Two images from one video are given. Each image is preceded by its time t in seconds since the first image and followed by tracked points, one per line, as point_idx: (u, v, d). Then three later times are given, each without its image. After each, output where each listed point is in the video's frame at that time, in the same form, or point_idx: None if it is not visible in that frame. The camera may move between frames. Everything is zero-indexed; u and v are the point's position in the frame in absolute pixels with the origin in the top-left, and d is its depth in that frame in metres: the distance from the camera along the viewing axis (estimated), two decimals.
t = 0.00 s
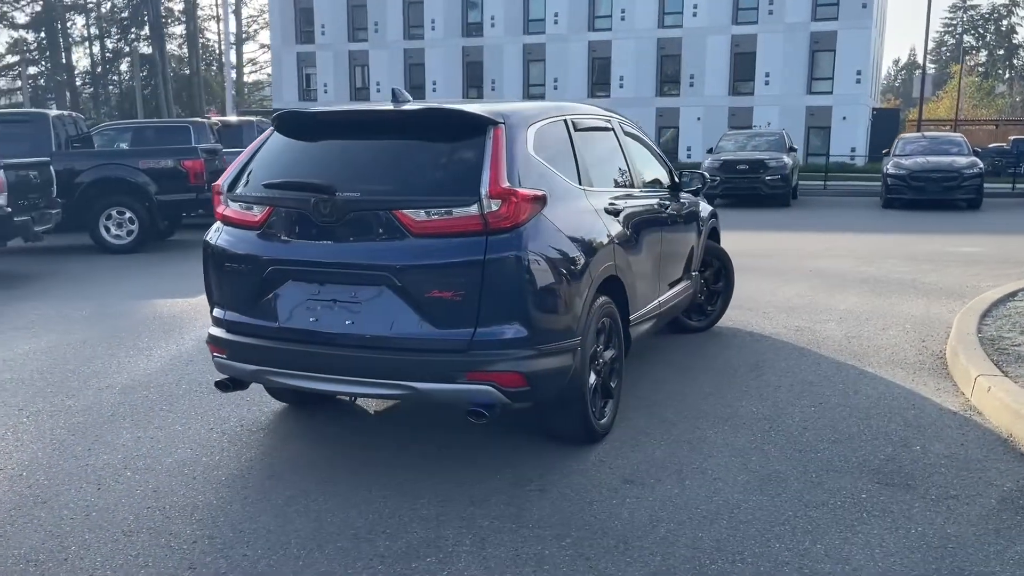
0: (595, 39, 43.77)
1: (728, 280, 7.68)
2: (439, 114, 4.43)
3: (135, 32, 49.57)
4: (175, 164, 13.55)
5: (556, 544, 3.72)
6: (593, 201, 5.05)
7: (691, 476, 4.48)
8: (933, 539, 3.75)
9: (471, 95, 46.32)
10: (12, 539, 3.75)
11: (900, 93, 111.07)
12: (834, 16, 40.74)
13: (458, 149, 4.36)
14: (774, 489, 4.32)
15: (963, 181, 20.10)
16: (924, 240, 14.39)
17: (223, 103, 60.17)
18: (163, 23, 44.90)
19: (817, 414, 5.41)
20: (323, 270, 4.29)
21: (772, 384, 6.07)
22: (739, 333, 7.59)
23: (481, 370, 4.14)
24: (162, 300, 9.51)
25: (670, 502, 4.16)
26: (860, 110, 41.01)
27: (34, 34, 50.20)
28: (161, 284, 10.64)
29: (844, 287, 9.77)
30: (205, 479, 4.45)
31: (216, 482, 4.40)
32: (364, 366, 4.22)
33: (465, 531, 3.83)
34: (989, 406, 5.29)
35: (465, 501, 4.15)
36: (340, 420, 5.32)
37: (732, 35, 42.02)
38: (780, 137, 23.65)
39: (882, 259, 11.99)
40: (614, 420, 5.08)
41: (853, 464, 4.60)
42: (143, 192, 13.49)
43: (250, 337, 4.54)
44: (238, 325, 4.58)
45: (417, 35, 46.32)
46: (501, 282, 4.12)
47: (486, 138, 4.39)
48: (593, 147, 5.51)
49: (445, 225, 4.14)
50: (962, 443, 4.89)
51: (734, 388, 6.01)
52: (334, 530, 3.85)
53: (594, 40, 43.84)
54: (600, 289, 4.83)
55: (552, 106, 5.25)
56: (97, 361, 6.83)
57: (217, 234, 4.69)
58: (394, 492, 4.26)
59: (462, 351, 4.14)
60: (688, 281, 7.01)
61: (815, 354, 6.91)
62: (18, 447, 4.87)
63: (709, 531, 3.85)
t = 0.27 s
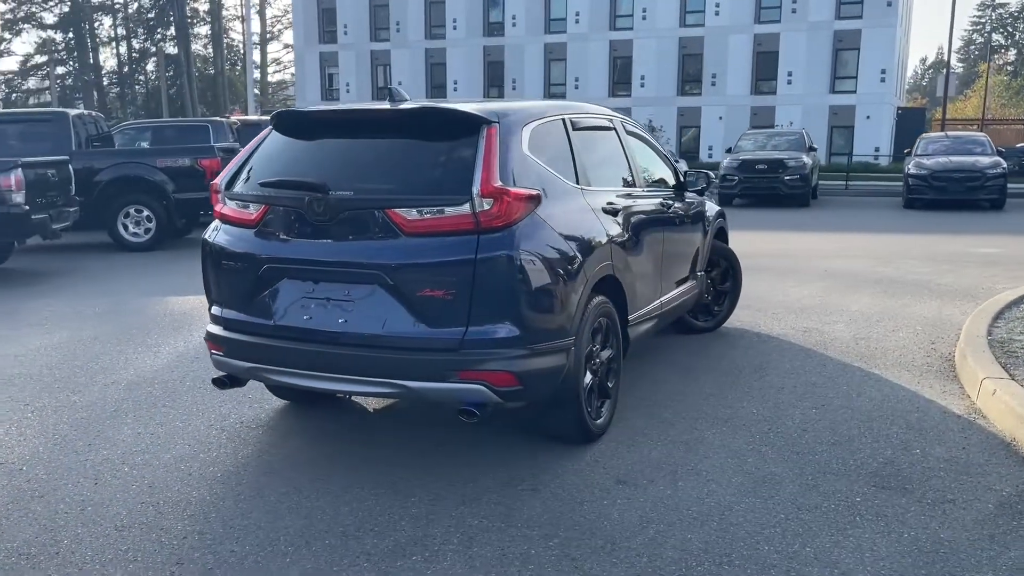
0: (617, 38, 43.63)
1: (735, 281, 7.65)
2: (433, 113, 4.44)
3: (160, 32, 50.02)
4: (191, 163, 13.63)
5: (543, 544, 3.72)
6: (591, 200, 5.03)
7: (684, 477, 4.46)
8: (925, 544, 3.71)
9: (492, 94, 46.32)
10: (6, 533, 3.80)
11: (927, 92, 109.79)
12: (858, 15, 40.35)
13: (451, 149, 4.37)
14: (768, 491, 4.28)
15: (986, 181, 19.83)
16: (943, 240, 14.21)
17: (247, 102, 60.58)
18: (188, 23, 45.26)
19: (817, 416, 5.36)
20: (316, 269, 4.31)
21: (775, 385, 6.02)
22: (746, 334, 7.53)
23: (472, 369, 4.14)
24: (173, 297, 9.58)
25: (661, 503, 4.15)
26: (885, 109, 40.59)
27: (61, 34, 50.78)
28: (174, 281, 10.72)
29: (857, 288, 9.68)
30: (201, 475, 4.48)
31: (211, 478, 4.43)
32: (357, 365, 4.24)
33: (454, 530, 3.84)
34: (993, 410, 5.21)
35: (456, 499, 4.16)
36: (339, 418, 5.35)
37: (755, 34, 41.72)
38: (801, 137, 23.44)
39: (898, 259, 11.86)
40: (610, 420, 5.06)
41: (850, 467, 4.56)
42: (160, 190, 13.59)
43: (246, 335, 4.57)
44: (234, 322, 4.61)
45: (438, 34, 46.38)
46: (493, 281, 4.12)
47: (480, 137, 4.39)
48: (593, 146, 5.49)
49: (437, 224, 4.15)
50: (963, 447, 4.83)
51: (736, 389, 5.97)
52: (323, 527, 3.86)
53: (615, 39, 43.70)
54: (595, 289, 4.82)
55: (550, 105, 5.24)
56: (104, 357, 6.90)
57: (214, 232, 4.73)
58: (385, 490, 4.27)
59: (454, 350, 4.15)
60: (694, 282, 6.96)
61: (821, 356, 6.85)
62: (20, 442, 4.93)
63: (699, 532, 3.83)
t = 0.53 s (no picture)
0: (637, 37, 43.47)
1: (738, 281, 7.63)
2: (422, 110, 4.45)
3: (183, 32, 50.42)
4: (206, 161, 13.81)
5: (524, 541, 3.72)
6: (584, 198, 5.02)
7: (672, 476, 4.45)
8: (910, 546, 3.68)
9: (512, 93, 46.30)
10: None
11: (954, 91, 108.49)
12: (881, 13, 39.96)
13: (439, 147, 4.39)
14: (755, 491, 4.26)
15: (1007, 181, 19.56)
16: (960, 241, 14.05)
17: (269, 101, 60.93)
18: (210, 23, 45.60)
19: (812, 416, 5.32)
20: (304, 265, 4.35)
21: (773, 385, 5.98)
22: (749, 333, 7.50)
23: (459, 366, 4.15)
24: (182, 295, 9.67)
25: (646, 502, 4.14)
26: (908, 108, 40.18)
27: (87, 34, 51.30)
28: (184, 278, 10.80)
29: (866, 288, 9.59)
30: (192, 469, 4.53)
31: (201, 472, 4.48)
32: (345, 361, 4.26)
33: (436, 526, 3.85)
34: (991, 411, 5.15)
35: (441, 496, 4.17)
36: (334, 414, 5.38)
37: (776, 32, 41.42)
38: (819, 136, 23.25)
39: (912, 260, 11.74)
40: (603, 419, 5.06)
41: (840, 467, 4.52)
42: (175, 188, 13.76)
43: (238, 331, 4.61)
44: (226, 319, 4.66)
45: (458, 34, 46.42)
46: (479, 279, 4.14)
47: (469, 135, 4.41)
48: (588, 145, 5.49)
49: (423, 221, 4.16)
50: (958, 448, 4.78)
51: (734, 389, 5.94)
52: (307, 523, 3.89)
53: (635, 38, 43.55)
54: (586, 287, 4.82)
55: (544, 104, 5.24)
56: (110, 352, 6.98)
57: (207, 230, 4.78)
58: (372, 486, 4.29)
59: (440, 347, 4.16)
60: (695, 281, 6.93)
61: (823, 356, 6.79)
62: (18, 436, 5.00)
63: (681, 531, 3.82)
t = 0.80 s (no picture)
0: (655, 38, 43.35)
1: (739, 284, 7.62)
2: (409, 114, 4.50)
3: (205, 34, 50.83)
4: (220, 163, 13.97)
5: (503, 541, 3.75)
6: (573, 201, 5.05)
7: (657, 478, 4.46)
8: (889, 549, 3.67)
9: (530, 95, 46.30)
10: None
11: (978, 92, 107.35)
12: (902, 13, 39.62)
13: (425, 150, 4.43)
14: (739, 493, 4.26)
15: None
16: (974, 243, 13.92)
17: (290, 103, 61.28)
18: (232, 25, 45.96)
19: (804, 420, 5.31)
20: (293, 267, 4.41)
21: (768, 388, 5.98)
22: (750, 336, 7.49)
23: (443, 367, 4.19)
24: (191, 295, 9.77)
25: (628, 503, 4.15)
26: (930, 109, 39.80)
27: (110, 37, 51.79)
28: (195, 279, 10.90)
29: (873, 291, 9.54)
30: (183, 467, 4.60)
31: (192, 471, 4.54)
32: (331, 361, 4.32)
33: (416, 525, 3.88)
34: (985, 416, 5.12)
35: (425, 496, 4.20)
36: (328, 414, 5.44)
37: (796, 33, 41.17)
38: (837, 137, 23.09)
39: (922, 263, 11.65)
40: (592, 421, 5.08)
41: (827, 471, 4.52)
42: (189, 189, 13.91)
43: (229, 331, 4.67)
44: (217, 319, 4.73)
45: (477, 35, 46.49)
46: (462, 281, 4.18)
47: (455, 139, 4.45)
48: (580, 147, 5.51)
49: (408, 223, 4.21)
50: (948, 453, 4.76)
51: (728, 391, 5.93)
52: (290, 521, 3.94)
53: (654, 39, 43.43)
54: (574, 290, 4.84)
55: (535, 106, 5.27)
56: (115, 352, 7.08)
57: (200, 231, 4.85)
58: (358, 485, 4.34)
59: (424, 349, 4.20)
60: (694, 283, 6.93)
61: (822, 359, 6.77)
62: (17, 433, 5.09)
63: (660, 533, 3.83)
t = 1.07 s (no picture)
0: (673, 39, 43.16)
1: (743, 286, 7.58)
2: (400, 116, 4.51)
3: (226, 36, 51.11)
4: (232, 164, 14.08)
5: (487, 543, 3.74)
6: (567, 203, 5.04)
7: (648, 481, 4.44)
8: (876, 555, 3.63)
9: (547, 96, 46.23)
10: None
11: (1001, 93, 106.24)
12: (923, 13, 39.26)
13: (416, 151, 4.44)
14: (729, 497, 4.23)
15: None
16: (989, 246, 13.77)
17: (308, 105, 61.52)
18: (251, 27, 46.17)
19: (800, 423, 5.27)
20: (284, 268, 4.42)
21: (767, 391, 5.93)
22: (753, 339, 7.44)
23: (431, 368, 4.19)
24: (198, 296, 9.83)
25: (618, 506, 4.13)
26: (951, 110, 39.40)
27: (132, 40, 52.16)
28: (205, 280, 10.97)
29: (883, 294, 9.44)
30: (176, 467, 4.63)
31: (184, 470, 4.57)
32: (321, 362, 4.33)
33: (402, 527, 3.88)
34: (985, 421, 5.06)
35: (413, 498, 4.20)
36: (323, 414, 5.46)
37: (815, 33, 40.88)
38: (854, 139, 22.89)
39: (934, 265, 11.53)
40: (586, 423, 5.06)
41: (820, 475, 4.48)
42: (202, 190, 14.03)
43: (223, 331, 4.70)
44: (211, 320, 4.75)
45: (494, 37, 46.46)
46: (450, 283, 4.18)
47: (445, 140, 4.45)
48: (576, 149, 5.50)
49: (396, 225, 4.21)
50: (945, 458, 4.71)
51: (727, 394, 5.89)
52: (277, 521, 3.95)
53: (671, 40, 43.25)
54: (566, 291, 4.83)
55: (530, 108, 5.26)
56: (118, 351, 7.13)
57: (195, 232, 4.88)
58: (347, 486, 4.35)
59: (412, 350, 4.20)
60: (696, 286, 6.89)
61: (824, 362, 6.72)
62: (16, 432, 5.14)
63: (646, 537, 3.81)
